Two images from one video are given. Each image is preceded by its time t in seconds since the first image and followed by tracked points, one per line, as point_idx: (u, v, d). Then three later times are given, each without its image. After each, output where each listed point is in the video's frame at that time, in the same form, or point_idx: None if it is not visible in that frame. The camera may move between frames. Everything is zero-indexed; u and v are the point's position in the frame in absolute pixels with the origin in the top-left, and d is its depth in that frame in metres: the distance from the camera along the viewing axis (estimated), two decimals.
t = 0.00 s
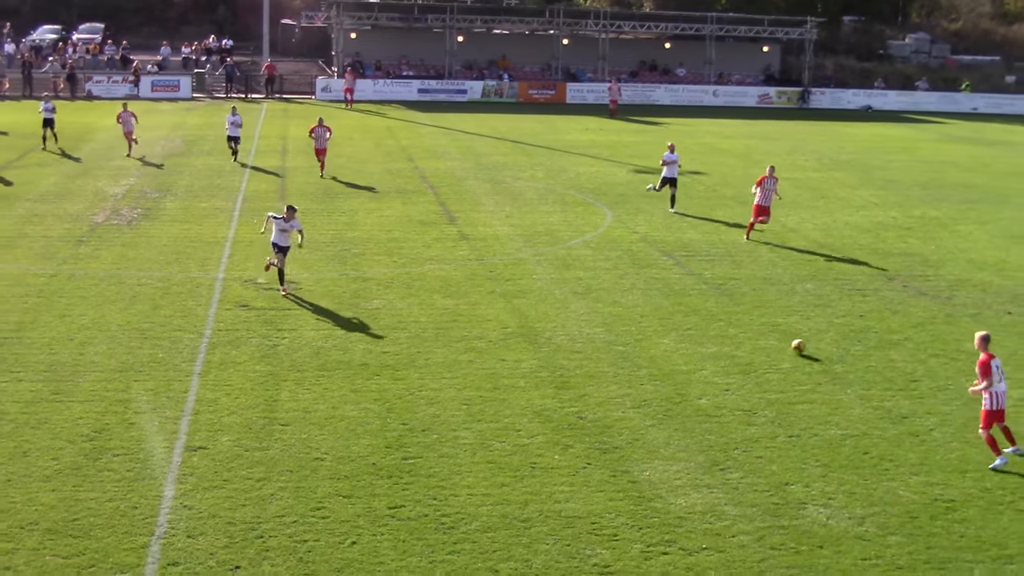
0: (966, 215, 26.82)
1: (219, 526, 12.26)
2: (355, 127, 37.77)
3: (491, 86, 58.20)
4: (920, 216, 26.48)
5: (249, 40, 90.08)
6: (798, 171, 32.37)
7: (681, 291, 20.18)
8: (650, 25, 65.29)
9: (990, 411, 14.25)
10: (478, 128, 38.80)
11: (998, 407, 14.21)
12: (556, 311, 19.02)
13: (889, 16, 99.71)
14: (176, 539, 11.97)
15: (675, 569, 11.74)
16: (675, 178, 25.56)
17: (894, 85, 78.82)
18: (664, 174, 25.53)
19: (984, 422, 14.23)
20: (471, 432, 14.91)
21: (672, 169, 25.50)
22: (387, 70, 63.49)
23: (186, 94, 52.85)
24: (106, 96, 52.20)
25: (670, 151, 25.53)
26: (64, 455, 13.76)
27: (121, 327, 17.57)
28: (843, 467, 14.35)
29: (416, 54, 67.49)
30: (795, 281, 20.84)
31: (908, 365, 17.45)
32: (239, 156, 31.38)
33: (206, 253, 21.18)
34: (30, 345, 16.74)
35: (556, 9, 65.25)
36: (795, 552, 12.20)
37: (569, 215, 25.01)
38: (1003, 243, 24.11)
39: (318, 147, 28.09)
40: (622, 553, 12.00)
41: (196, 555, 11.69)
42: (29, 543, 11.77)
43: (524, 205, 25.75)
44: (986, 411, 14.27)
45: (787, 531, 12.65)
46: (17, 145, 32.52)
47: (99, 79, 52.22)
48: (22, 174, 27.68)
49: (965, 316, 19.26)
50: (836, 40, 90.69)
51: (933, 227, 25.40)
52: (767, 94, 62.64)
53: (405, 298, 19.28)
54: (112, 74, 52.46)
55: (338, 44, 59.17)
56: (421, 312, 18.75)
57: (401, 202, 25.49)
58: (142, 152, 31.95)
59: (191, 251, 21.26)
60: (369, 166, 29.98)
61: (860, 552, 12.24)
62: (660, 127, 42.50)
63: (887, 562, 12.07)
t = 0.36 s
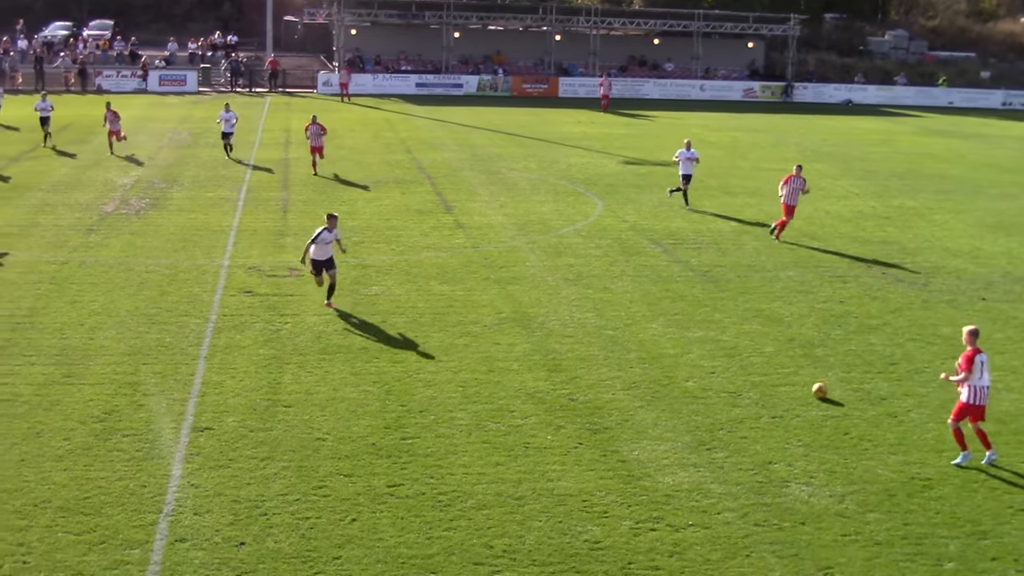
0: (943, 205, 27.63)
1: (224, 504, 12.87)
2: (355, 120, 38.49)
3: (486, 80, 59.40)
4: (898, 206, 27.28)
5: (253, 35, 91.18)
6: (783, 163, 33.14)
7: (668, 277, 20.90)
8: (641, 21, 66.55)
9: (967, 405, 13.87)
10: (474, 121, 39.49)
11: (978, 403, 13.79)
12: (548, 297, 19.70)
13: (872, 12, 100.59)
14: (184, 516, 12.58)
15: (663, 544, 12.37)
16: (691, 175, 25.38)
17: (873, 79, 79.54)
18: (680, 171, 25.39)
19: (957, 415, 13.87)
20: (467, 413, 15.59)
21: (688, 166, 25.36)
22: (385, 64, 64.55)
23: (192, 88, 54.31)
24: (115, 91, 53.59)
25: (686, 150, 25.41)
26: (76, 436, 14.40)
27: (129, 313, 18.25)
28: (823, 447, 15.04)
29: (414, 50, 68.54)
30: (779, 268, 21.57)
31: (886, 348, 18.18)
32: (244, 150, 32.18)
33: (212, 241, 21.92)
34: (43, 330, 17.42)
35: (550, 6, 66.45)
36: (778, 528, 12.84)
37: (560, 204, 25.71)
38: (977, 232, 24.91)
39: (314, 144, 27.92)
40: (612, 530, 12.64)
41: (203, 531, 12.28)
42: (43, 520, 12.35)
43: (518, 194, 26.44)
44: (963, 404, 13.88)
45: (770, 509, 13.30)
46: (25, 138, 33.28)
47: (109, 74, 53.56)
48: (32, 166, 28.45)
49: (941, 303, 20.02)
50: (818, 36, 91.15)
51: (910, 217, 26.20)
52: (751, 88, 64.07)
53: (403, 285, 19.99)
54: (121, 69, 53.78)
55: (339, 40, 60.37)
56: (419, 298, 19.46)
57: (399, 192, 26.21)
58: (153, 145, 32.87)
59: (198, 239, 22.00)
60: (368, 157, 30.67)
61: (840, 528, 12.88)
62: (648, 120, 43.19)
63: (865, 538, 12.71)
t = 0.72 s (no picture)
0: (922, 194, 28.42)
1: (230, 479, 13.45)
2: (356, 110, 39.21)
3: (482, 71, 60.24)
4: (879, 195, 28.07)
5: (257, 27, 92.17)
6: (768, 151, 33.89)
7: (658, 261, 21.59)
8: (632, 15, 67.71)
9: (924, 402, 13.80)
10: (471, 110, 40.19)
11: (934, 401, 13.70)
12: (542, 280, 20.39)
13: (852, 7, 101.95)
14: (191, 490, 13.16)
15: (651, 518, 12.87)
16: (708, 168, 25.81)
17: (856, 71, 80.36)
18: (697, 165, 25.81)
19: (911, 410, 13.78)
20: (463, 392, 16.29)
21: (705, 161, 25.77)
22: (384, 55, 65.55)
23: (200, 78, 55.67)
24: (125, 81, 55.03)
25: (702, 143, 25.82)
26: (87, 412, 15.07)
27: (139, 294, 18.96)
28: (807, 424, 15.65)
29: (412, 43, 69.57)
30: (764, 253, 22.29)
31: (867, 331, 18.88)
32: (248, 137, 32.98)
33: (218, 225, 22.66)
34: (55, 310, 18.15)
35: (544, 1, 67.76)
36: (762, 503, 13.34)
37: (553, 191, 26.42)
38: (955, 220, 25.68)
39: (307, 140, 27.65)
40: (603, 504, 13.17)
41: (209, 505, 12.84)
42: (55, 493, 12.90)
43: (512, 181, 27.14)
44: (920, 400, 13.81)
45: (754, 484, 13.83)
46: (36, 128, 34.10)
47: (119, 65, 54.88)
48: (43, 155, 29.25)
49: (920, 287, 20.74)
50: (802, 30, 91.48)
51: (890, 204, 26.98)
52: (737, 80, 65.17)
53: (401, 268, 20.67)
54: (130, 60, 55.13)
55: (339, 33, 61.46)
56: (417, 281, 20.14)
57: (397, 179, 26.91)
58: (161, 134, 33.55)
59: (205, 223, 22.75)
60: (367, 145, 31.35)
61: (822, 503, 13.36)
62: (637, 111, 43.90)
63: (846, 513, 13.17)
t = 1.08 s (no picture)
0: (905, 176, 29.17)
1: (238, 450, 14.12)
2: (359, 94, 39.89)
3: (481, 57, 60.85)
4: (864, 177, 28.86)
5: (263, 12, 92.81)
6: (757, 134, 34.63)
7: (651, 241, 22.29)
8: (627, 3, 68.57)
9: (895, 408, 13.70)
10: (470, 94, 40.85)
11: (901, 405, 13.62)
12: (539, 259, 21.11)
13: None
14: (201, 460, 13.82)
15: (643, 488, 13.52)
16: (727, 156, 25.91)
17: (847, 55, 80.91)
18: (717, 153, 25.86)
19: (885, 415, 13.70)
20: (462, 367, 17.02)
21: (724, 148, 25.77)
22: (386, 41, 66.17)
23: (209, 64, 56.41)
24: (137, 67, 55.77)
25: (722, 132, 25.72)
26: (102, 385, 15.80)
27: (151, 272, 19.70)
28: (793, 398, 16.38)
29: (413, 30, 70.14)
30: (753, 233, 23.01)
31: (852, 308, 19.60)
32: (256, 120, 33.77)
33: (227, 205, 23.42)
34: (71, 287, 18.90)
35: None
36: (750, 474, 14.01)
37: (550, 172, 27.12)
38: (938, 201, 26.42)
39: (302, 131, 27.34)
40: (596, 474, 13.83)
41: (218, 474, 13.48)
42: (71, 463, 13.55)
43: (510, 163, 27.84)
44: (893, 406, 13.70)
45: (742, 456, 14.52)
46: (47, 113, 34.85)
47: (132, 51, 55.61)
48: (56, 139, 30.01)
49: (903, 267, 21.48)
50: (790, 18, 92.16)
51: (875, 186, 27.73)
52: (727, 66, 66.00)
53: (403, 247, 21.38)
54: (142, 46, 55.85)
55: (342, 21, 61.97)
56: (418, 260, 20.82)
57: (399, 161, 27.61)
58: (172, 117, 34.26)
59: (214, 203, 23.49)
60: (370, 128, 32.03)
61: (807, 474, 14.01)
62: (631, 95, 44.58)
63: (831, 483, 13.84)
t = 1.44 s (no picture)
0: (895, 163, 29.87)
1: (249, 423, 14.89)
2: (364, 80, 40.61)
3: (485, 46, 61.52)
4: (854, 163, 29.57)
5: None
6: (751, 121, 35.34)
7: (648, 224, 23.00)
8: None
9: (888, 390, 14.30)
10: (472, 81, 41.55)
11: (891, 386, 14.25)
12: (540, 241, 21.84)
13: None
14: (214, 432, 14.60)
15: (639, 462, 14.27)
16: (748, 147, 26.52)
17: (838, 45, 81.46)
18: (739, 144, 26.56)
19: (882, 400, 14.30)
20: (466, 345, 17.77)
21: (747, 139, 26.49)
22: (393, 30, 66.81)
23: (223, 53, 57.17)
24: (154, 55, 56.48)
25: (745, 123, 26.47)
26: (120, 360, 16.59)
27: (166, 252, 20.46)
28: (784, 376, 17.12)
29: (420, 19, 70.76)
30: (746, 218, 23.71)
31: (841, 290, 20.32)
32: (268, 106, 34.58)
33: (241, 188, 24.24)
34: (90, 267, 19.68)
35: None
36: (742, 449, 14.74)
37: (550, 157, 27.85)
38: (926, 189, 27.13)
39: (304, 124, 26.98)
40: (594, 448, 14.60)
41: (230, 446, 14.25)
42: (90, 435, 14.31)
43: (511, 148, 28.56)
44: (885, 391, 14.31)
45: (735, 431, 15.26)
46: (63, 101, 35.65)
47: (149, 39, 56.34)
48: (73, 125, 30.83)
49: (891, 251, 22.21)
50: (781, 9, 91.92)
51: (865, 171, 28.44)
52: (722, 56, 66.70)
53: (409, 229, 22.11)
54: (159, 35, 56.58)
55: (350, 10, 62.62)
56: (424, 242, 21.56)
57: (405, 145, 28.34)
58: (186, 103, 35.00)
59: (227, 186, 24.28)
60: (377, 113, 32.75)
61: (797, 449, 14.74)
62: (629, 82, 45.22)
63: (820, 458, 14.57)
